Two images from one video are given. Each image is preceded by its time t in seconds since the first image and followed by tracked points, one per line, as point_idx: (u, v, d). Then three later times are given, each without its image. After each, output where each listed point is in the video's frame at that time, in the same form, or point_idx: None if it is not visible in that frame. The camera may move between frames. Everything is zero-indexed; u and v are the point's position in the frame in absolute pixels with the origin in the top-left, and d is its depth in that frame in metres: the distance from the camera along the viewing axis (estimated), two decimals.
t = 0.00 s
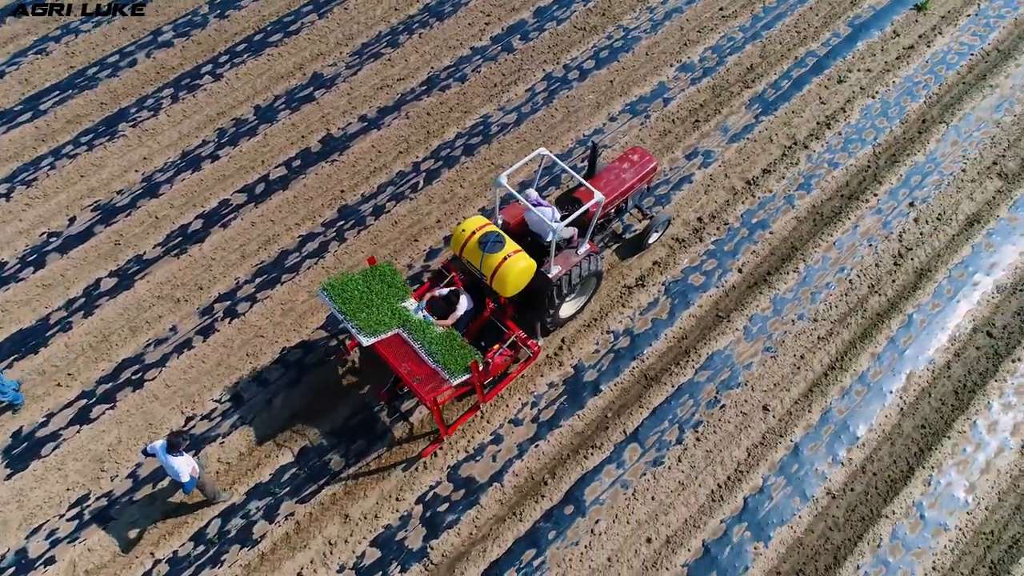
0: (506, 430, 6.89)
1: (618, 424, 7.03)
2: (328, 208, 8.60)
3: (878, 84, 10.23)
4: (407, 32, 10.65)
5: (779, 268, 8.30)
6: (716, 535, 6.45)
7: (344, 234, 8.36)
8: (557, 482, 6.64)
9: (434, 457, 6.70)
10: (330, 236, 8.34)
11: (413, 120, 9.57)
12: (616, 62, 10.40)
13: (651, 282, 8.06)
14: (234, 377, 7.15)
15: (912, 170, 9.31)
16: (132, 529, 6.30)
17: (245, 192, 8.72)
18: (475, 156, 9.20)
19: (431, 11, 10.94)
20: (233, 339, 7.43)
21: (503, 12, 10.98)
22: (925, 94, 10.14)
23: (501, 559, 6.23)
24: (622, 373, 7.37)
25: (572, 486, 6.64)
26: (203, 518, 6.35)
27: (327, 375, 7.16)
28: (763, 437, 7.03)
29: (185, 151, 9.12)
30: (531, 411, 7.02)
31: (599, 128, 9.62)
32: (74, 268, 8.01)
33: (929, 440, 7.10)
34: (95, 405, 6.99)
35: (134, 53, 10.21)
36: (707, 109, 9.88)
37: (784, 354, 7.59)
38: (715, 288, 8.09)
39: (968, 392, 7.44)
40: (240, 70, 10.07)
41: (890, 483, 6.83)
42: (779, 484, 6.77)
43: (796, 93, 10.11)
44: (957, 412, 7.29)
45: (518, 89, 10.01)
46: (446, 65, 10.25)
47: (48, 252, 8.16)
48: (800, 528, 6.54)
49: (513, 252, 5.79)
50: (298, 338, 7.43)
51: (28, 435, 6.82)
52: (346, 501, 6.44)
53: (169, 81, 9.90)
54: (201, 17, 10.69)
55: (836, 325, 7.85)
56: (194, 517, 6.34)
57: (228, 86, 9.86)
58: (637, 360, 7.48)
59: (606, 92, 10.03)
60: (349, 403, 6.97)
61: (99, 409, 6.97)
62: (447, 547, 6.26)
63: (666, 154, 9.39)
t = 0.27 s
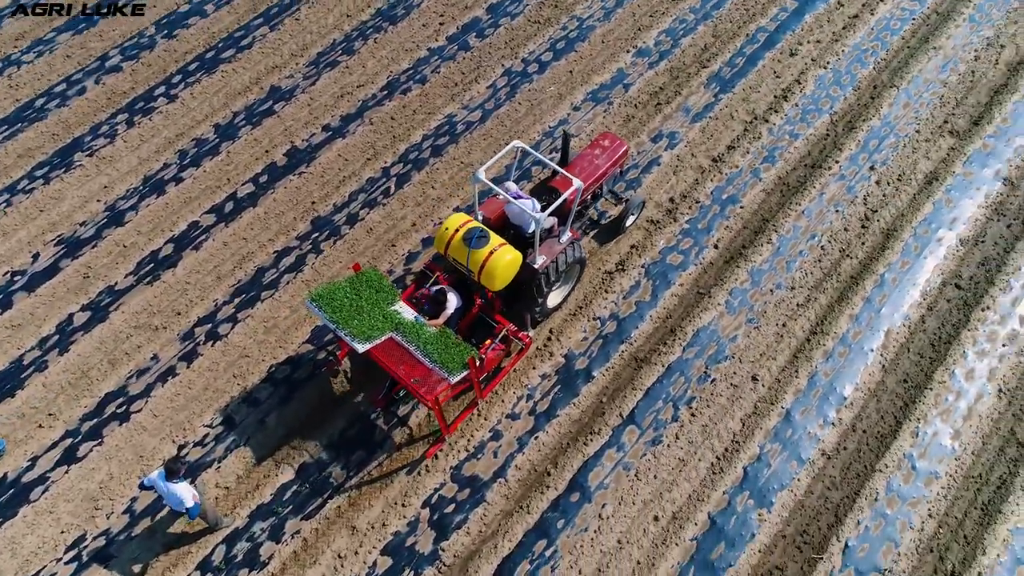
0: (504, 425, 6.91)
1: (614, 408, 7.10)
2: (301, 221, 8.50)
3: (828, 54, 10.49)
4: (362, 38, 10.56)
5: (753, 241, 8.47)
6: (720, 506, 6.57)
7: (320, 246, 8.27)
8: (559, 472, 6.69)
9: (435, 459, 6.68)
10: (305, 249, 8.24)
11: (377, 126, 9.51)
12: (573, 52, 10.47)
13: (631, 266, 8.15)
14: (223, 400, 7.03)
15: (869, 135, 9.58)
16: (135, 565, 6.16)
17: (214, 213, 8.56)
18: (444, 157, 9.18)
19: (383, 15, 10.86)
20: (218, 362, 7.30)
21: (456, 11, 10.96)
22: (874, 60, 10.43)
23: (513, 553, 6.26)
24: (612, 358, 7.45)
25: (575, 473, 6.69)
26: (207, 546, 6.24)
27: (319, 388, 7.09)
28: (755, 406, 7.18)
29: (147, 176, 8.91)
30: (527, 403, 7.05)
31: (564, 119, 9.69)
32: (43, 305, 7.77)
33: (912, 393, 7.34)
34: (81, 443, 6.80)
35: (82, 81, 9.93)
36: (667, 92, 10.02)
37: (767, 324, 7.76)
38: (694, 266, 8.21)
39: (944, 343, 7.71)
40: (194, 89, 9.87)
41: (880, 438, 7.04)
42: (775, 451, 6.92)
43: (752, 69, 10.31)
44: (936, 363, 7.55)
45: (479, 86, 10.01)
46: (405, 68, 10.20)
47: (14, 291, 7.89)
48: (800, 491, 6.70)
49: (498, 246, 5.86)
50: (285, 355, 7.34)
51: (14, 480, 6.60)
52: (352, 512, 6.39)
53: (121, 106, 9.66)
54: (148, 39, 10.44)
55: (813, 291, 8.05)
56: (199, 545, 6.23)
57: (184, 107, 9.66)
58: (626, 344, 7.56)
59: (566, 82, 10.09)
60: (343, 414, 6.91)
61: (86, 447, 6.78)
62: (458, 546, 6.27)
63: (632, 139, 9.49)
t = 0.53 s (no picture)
0: (502, 421, 6.93)
1: (608, 393, 7.17)
2: (274, 237, 8.38)
3: (778, 29, 10.72)
4: (316, 47, 10.44)
5: (725, 216, 8.62)
6: (720, 478, 6.70)
7: (297, 260, 8.17)
8: (561, 461, 6.74)
9: (437, 462, 6.68)
10: (282, 264, 8.13)
11: (341, 134, 9.42)
12: (530, 45, 10.51)
13: (610, 252, 8.24)
14: (214, 424, 6.91)
15: (825, 104, 9.83)
16: None
17: (184, 236, 8.39)
18: (413, 160, 9.14)
19: (335, 23, 10.75)
20: (204, 387, 7.16)
21: (408, 14, 10.90)
22: (822, 32, 10.69)
23: (524, 546, 6.29)
24: (601, 343, 7.52)
25: (577, 460, 6.75)
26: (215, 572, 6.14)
27: (312, 403, 7.02)
28: (744, 377, 7.32)
29: (109, 205, 8.68)
30: (522, 397, 7.08)
31: (528, 113, 9.73)
32: (14, 346, 7.52)
33: (892, 350, 7.57)
34: (71, 483, 6.62)
35: (30, 113, 9.62)
36: (627, 77, 10.13)
37: (747, 296, 7.91)
38: (671, 246, 8.33)
39: (916, 299, 7.96)
40: (149, 113, 9.64)
41: (866, 396, 7.24)
42: (768, 418, 7.07)
43: (706, 49, 10.48)
44: (911, 319, 7.80)
45: (440, 87, 9.98)
46: (364, 74, 10.11)
47: None
48: (795, 455, 6.86)
49: (483, 241, 5.96)
50: (273, 372, 7.24)
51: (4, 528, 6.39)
52: (358, 523, 6.35)
53: (75, 136, 9.39)
54: (94, 64, 10.16)
55: (788, 260, 8.24)
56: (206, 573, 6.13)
57: (140, 131, 9.44)
58: (614, 328, 7.64)
59: (527, 76, 10.13)
60: (339, 426, 6.86)
61: (76, 486, 6.60)
62: (468, 545, 6.28)
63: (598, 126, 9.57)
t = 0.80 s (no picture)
0: (502, 416, 6.94)
1: (604, 379, 7.24)
2: (254, 252, 8.27)
3: (735, 10, 10.89)
4: (278, 58, 10.30)
5: (702, 197, 8.75)
6: (722, 453, 6.81)
7: (279, 273, 8.08)
8: (565, 450, 6.78)
9: (441, 463, 6.67)
10: (265, 279, 8.03)
11: (313, 144, 9.32)
12: (494, 41, 10.51)
13: (593, 240, 8.30)
14: (212, 446, 6.81)
15: (788, 80, 10.01)
16: None
17: (161, 259, 8.23)
18: (387, 164, 9.09)
19: (295, 32, 10.62)
20: (198, 410, 7.04)
21: (368, 18, 10.81)
22: (778, 10, 10.89)
23: (536, 538, 6.33)
24: (593, 331, 7.58)
25: (580, 449, 6.80)
26: None
27: (309, 417, 6.96)
28: (736, 352, 7.45)
29: (80, 233, 8.47)
30: (519, 391, 7.10)
31: (498, 109, 9.74)
32: None
33: (874, 314, 7.77)
34: (69, 519, 6.46)
35: None
36: (593, 67, 10.20)
37: (730, 274, 8.04)
38: (652, 230, 8.42)
39: (892, 262, 8.18)
40: (112, 136, 9.42)
41: (854, 361, 7.42)
42: (762, 391, 7.21)
43: (667, 34, 10.59)
44: (890, 282, 8.01)
45: (408, 89, 9.93)
46: (329, 81, 10.01)
47: None
48: (791, 424, 7.01)
49: (472, 237, 5.98)
50: (266, 388, 7.15)
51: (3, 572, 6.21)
52: (368, 531, 6.32)
53: (36, 165, 9.13)
54: (49, 91, 9.89)
55: (766, 235, 8.40)
56: None
57: (105, 155, 9.22)
58: (604, 315, 7.70)
59: (494, 73, 10.13)
60: (340, 437, 6.81)
61: (74, 522, 6.44)
62: (481, 543, 6.30)
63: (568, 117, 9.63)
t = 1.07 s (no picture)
0: (505, 412, 6.97)
1: (603, 368, 7.29)
2: (240, 266, 8.17)
3: None
4: (248, 69, 10.17)
5: (683, 181, 8.84)
6: (724, 431, 6.91)
7: (268, 286, 7.99)
8: (570, 441, 6.82)
9: (449, 463, 6.67)
10: (253, 293, 7.94)
11: (290, 153, 9.23)
12: (464, 40, 10.51)
13: (580, 231, 8.35)
14: (214, 465, 6.72)
15: (757, 62, 10.16)
16: None
17: (145, 279, 8.09)
18: (368, 169, 9.04)
19: (262, 42, 10.50)
20: (196, 429, 6.94)
21: (336, 24, 10.73)
22: None
23: (549, 529, 6.37)
24: (588, 321, 7.63)
25: (585, 438, 6.84)
26: None
27: (311, 428, 6.92)
28: (729, 331, 7.56)
29: (58, 259, 8.29)
30: (520, 386, 7.13)
31: (475, 107, 9.74)
32: None
33: (859, 284, 7.93)
34: (73, 551, 6.33)
35: None
36: (565, 60, 10.24)
37: (717, 255, 8.15)
38: (637, 217, 8.50)
39: (872, 233, 8.36)
40: (83, 158, 9.23)
41: (844, 332, 7.58)
42: (758, 367, 7.33)
43: (636, 23, 10.68)
44: (872, 253, 8.18)
45: (382, 92, 9.88)
46: (302, 90, 9.92)
47: None
48: (789, 397, 7.14)
49: (464, 233, 6.04)
50: (265, 402, 7.08)
51: None
52: (381, 537, 6.30)
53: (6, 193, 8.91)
54: (13, 117, 9.65)
55: (749, 214, 8.52)
56: None
57: (77, 179, 9.03)
58: (597, 305, 7.76)
59: (467, 71, 10.12)
60: (344, 446, 6.78)
61: (79, 553, 6.32)
62: (495, 539, 6.32)
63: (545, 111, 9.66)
